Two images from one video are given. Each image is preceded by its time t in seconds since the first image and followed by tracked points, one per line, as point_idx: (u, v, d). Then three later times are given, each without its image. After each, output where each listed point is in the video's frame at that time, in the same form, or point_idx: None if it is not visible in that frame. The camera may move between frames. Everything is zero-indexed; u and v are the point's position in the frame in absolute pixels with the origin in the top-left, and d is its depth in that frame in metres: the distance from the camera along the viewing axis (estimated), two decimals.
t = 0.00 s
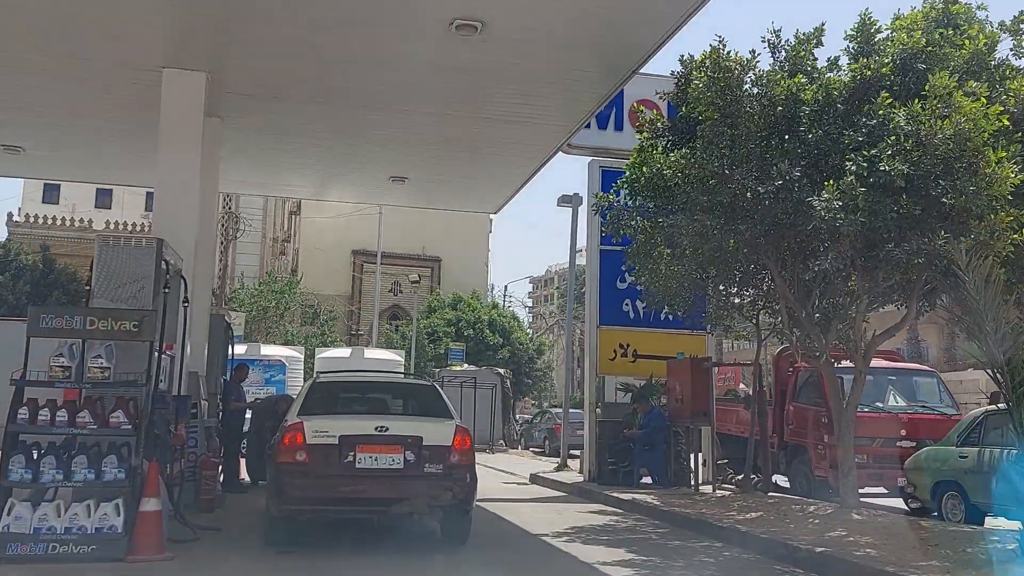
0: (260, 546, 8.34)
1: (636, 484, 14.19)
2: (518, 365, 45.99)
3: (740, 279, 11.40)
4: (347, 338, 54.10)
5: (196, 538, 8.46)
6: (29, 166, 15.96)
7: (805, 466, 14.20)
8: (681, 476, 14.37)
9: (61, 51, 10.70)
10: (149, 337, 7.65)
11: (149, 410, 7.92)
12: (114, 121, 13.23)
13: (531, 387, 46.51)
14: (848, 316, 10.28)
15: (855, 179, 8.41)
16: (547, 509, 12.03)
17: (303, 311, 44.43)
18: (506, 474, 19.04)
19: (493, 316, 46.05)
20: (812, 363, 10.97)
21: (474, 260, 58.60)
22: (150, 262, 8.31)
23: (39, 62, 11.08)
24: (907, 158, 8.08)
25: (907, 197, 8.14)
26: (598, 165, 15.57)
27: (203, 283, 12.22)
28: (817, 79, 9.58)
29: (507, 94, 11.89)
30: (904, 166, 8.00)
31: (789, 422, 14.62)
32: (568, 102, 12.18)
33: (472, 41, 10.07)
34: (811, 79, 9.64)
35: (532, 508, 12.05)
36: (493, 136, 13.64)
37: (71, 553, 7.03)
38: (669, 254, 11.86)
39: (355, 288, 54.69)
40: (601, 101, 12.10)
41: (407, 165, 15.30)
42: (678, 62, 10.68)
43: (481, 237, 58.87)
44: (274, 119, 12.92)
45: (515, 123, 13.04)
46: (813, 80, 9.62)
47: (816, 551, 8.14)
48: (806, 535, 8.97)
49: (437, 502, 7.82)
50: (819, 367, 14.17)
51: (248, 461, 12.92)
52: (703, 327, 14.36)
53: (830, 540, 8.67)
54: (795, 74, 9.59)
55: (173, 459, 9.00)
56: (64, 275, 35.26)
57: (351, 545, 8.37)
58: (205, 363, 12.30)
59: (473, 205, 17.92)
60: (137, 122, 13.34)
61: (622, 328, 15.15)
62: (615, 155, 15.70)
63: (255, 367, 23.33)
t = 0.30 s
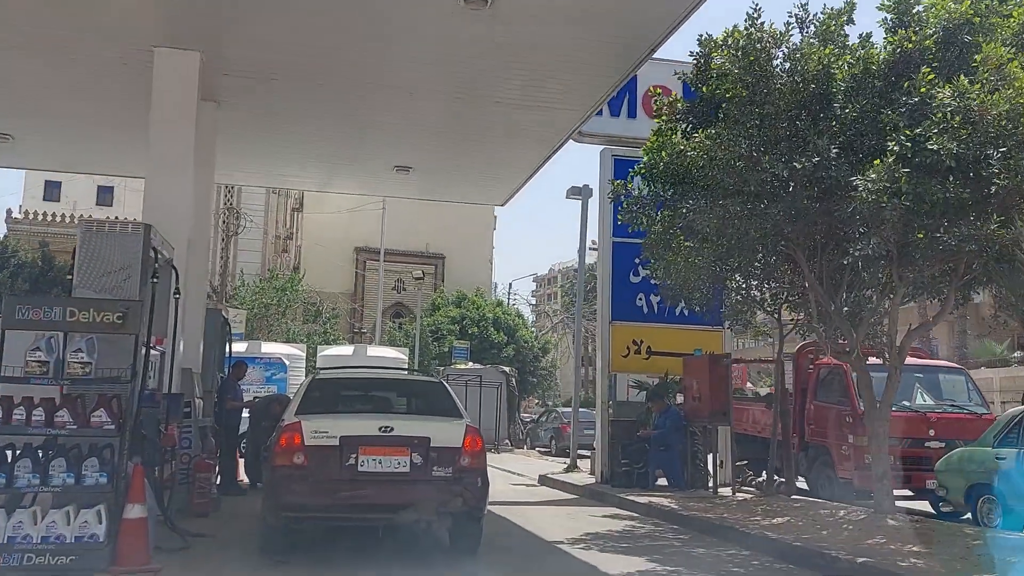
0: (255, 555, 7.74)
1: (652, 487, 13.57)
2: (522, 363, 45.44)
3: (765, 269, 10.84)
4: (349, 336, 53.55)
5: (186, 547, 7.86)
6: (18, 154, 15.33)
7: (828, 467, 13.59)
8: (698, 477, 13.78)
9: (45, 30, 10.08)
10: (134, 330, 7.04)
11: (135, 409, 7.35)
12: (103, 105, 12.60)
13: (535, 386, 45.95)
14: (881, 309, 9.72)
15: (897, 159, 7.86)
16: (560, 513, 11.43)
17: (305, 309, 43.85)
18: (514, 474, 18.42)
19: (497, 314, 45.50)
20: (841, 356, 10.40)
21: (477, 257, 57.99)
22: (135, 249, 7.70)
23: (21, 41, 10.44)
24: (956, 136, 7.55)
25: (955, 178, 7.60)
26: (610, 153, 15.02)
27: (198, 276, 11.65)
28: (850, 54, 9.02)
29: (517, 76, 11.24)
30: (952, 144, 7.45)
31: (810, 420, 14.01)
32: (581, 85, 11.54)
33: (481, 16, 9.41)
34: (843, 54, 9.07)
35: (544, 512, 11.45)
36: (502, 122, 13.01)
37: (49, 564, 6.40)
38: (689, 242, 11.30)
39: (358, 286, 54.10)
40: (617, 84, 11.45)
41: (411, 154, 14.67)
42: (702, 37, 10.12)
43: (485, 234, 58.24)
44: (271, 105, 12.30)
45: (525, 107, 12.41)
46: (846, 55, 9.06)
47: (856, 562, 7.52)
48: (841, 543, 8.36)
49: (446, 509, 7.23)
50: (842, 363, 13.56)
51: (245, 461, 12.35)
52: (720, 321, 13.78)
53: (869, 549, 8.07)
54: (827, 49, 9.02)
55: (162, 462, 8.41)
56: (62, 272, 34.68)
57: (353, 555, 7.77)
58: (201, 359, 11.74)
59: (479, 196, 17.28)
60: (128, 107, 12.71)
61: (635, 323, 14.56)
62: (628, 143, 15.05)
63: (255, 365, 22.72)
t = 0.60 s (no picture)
0: (250, 563, 7.20)
1: (666, 488, 12.99)
2: (526, 359, 44.91)
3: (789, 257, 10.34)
4: (351, 333, 53.03)
5: (175, 554, 7.30)
6: (8, 142, 14.79)
7: (849, 468, 13.02)
8: (714, 476, 13.23)
9: (27, 7, 9.51)
10: (118, 319, 6.48)
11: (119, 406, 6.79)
12: (94, 88, 12.04)
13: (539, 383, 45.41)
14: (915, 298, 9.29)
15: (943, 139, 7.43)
16: (572, 515, 10.87)
17: (307, 305, 43.31)
18: (520, 473, 17.87)
19: (501, 309, 44.94)
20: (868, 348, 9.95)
21: (480, 253, 57.41)
22: (120, 234, 7.14)
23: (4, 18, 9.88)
24: (1007, 114, 7.20)
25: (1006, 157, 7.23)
26: (622, 141, 14.51)
27: (192, 267, 11.09)
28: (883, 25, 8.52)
29: (527, 56, 10.67)
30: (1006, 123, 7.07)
31: (830, 418, 13.44)
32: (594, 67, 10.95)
33: None
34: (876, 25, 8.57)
35: (555, 514, 10.88)
36: (510, 107, 12.42)
37: None
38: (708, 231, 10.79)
39: (360, 281, 53.57)
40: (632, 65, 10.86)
41: (415, 142, 14.11)
42: (720, 14, 9.58)
43: (488, 229, 57.63)
44: (268, 88, 11.71)
45: (535, 91, 11.81)
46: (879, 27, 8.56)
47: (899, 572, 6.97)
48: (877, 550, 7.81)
49: (455, 514, 6.68)
50: (865, 359, 13.02)
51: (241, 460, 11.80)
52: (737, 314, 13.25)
53: (908, 556, 7.52)
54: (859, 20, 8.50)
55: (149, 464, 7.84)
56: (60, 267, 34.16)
57: (354, 562, 7.22)
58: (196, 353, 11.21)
59: (485, 186, 16.69)
60: (120, 91, 12.15)
61: (647, 317, 14.03)
62: (641, 130, 14.46)
63: (256, 361, 22.20)
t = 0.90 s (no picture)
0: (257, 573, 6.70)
1: (699, 492, 12.31)
2: (545, 357, 44.41)
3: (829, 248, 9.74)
4: (369, 330, 52.70)
5: (179, 565, 6.82)
6: (18, 133, 14.41)
7: (892, 470, 12.33)
8: (747, 479, 12.62)
9: None
10: (116, 313, 6.00)
11: (117, 405, 6.30)
12: (101, 74, 11.61)
13: (558, 381, 44.87)
14: (966, 289, 8.71)
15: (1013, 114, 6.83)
16: (600, 520, 10.31)
17: (324, 303, 42.99)
18: (542, 474, 17.32)
19: (519, 306, 44.55)
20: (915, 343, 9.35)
21: (498, 250, 56.90)
22: (120, 220, 6.67)
23: None
24: None
25: None
26: (648, 129, 13.71)
27: (201, 259, 10.63)
28: None
29: (551, 35, 10.11)
30: None
31: (869, 419, 12.78)
32: (621, 47, 10.37)
33: None
34: None
35: (582, 519, 10.32)
36: (532, 92, 11.85)
37: None
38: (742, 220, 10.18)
39: (377, 279, 53.18)
40: (663, 43, 10.26)
41: (433, 131, 13.59)
42: None
43: (506, 226, 57.09)
44: (280, 73, 11.21)
45: (559, 74, 11.24)
46: None
47: None
48: (935, 562, 7.20)
49: (479, 524, 6.13)
50: (908, 356, 12.33)
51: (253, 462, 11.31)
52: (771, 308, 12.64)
53: (970, 570, 6.91)
54: None
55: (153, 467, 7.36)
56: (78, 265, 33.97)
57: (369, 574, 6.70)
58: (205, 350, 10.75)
59: (505, 177, 16.13)
60: (127, 76, 11.71)
61: (674, 313, 13.44)
62: (668, 117, 13.84)
63: (272, 360, 21.80)
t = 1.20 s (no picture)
0: None
1: (716, 494, 11.83)
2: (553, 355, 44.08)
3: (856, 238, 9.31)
4: (375, 328, 52.37)
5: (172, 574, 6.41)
6: (13, 123, 14.00)
7: (918, 471, 11.85)
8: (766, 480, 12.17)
9: None
10: (103, 307, 5.62)
11: (106, 405, 5.91)
12: (96, 60, 11.18)
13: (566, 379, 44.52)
14: (1003, 282, 8.27)
15: None
16: (615, 524, 9.89)
17: (330, 300, 42.67)
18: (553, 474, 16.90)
19: (527, 304, 44.27)
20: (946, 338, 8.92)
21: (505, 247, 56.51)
22: (110, 208, 6.21)
23: None
24: None
25: None
26: (663, 119, 13.28)
27: (200, 252, 10.25)
28: None
29: (564, 17, 9.64)
30: None
31: (893, 418, 12.32)
32: (638, 29, 9.90)
33: None
34: None
35: (596, 523, 9.91)
36: (542, 79, 11.42)
37: None
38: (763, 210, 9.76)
39: (384, 276, 52.76)
40: (682, 26, 9.79)
41: (441, 121, 13.16)
42: None
43: (513, 223, 56.61)
44: (282, 59, 10.78)
45: (571, 59, 10.79)
46: None
47: None
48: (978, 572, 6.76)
49: (494, 532, 5.72)
50: (935, 353, 11.88)
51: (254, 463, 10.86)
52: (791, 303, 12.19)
53: None
54: None
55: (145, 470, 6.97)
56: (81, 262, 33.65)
57: None
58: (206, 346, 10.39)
59: (515, 169, 15.68)
60: (124, 63, 11.29)
61: (692, 308, 13.04)
62: (684, 106, 13.27)
63: (277, 357, 21.41)
